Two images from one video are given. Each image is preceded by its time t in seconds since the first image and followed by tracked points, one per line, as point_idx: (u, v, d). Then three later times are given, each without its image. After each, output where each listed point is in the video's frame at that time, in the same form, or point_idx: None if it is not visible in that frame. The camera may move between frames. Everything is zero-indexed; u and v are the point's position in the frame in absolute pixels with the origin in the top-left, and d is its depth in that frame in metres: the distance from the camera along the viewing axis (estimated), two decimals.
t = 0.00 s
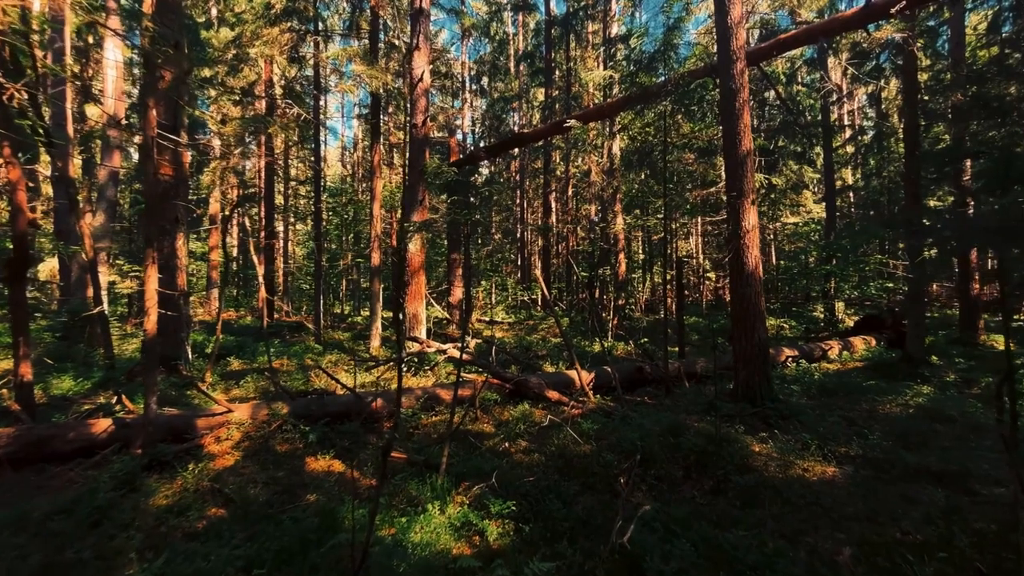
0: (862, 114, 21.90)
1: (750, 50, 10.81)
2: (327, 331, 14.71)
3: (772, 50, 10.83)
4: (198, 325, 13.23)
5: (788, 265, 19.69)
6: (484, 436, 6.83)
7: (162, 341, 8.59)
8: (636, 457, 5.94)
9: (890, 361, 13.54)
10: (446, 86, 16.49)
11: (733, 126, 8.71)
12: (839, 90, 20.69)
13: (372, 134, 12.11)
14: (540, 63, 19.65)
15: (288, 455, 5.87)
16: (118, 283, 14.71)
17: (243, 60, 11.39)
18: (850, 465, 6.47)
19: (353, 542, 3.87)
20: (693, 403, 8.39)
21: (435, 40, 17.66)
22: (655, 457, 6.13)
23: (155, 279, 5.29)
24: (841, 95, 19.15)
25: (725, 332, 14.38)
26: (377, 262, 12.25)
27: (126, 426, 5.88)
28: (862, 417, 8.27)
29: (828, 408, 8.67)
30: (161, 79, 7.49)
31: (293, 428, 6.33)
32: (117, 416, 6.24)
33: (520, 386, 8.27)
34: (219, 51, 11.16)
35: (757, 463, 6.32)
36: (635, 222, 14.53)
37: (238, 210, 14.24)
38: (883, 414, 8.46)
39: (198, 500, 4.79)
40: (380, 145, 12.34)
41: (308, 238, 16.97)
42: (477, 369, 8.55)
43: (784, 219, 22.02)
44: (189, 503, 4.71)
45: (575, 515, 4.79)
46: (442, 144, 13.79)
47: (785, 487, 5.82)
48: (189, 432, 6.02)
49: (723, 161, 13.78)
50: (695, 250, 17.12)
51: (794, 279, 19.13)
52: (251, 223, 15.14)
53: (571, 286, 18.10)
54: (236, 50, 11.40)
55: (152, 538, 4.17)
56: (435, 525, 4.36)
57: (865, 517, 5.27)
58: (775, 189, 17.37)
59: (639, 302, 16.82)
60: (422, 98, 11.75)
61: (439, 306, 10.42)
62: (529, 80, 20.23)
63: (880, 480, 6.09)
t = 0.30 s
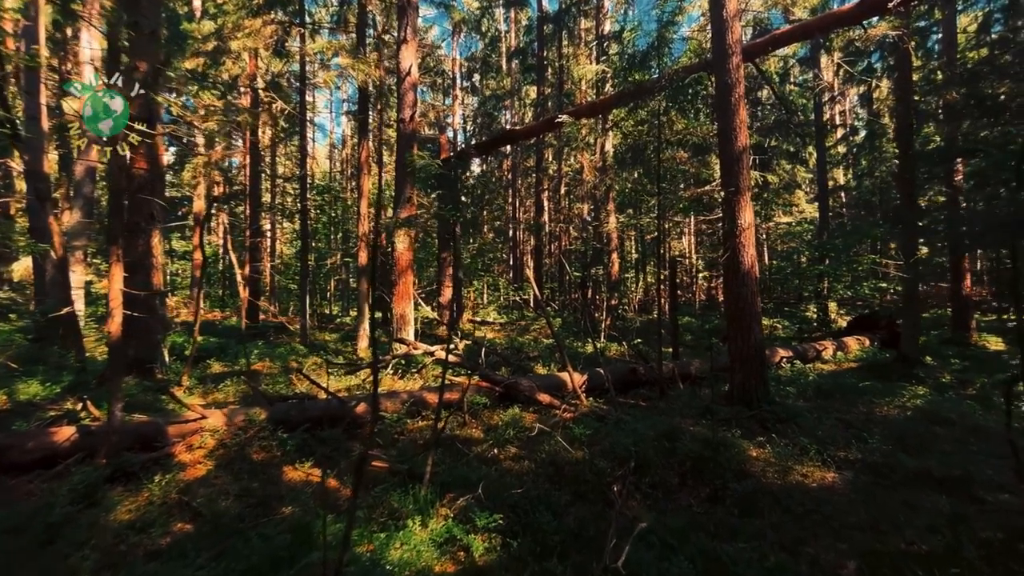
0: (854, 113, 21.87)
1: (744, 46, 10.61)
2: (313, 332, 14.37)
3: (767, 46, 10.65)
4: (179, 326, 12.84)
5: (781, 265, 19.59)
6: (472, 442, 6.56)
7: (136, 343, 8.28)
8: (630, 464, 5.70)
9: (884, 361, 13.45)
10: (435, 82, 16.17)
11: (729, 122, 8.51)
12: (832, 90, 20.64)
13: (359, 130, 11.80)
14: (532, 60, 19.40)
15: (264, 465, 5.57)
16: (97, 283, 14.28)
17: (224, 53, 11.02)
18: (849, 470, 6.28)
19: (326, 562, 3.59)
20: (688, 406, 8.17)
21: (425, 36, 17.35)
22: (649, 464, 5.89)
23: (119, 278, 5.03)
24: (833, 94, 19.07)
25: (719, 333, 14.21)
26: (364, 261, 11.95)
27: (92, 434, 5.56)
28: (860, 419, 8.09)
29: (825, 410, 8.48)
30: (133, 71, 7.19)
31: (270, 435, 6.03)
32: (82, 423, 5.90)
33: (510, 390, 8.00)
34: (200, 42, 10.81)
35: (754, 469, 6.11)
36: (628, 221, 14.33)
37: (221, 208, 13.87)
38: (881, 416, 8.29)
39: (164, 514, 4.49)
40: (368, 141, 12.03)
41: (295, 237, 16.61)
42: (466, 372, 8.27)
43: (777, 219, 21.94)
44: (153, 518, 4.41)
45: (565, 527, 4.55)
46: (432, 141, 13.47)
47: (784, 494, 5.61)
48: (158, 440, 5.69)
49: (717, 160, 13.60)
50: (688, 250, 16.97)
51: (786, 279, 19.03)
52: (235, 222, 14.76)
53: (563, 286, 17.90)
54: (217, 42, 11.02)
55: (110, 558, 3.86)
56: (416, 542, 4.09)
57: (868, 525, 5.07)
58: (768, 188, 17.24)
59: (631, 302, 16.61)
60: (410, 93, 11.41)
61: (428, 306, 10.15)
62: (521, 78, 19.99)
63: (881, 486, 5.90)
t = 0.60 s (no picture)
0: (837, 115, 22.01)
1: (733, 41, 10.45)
2: (292, 333, 13.91)
3: (754, 42, 10.53)
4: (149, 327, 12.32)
5: (767, 264, 19.60)
6: (454, 448, 6.25)
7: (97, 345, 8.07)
8: (618, 471, 5.45)
9: (870, 361, 13.42)
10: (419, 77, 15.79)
11: (718, 116, 8.32)
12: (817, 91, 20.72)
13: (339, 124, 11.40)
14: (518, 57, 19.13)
15: (228, 475, 5.20)
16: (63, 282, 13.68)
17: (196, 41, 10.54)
18: (842, 473, 6.11)
19: None
20: (677, 408, 7.95)
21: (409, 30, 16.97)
22: (638, 470, 5.64)
23: (65, 275, 4.66)
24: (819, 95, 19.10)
25: (706, 333, 14.07)
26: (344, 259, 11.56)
27: (38, 444, 5.17)
28: (850, 420, 7.95)
29: (815, 411, 8.32)
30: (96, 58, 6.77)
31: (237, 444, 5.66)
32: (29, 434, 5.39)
33: (494, 392, 7.70)
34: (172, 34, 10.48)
35: (746, 473, 5.89)
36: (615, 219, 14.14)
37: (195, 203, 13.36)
38: (871, 417, 8.16)
39: (112, 532, 4.13)
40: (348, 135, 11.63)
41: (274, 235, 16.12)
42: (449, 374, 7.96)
43: (763, 219, 21.97)
44: (100, 537, 4.05)
45: (550, 541, 4.28)
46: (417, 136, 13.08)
47: (777, 500, 5.40)
48: (113, 450, 5.32)
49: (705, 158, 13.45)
50: (675, 249, 16.87)
51: (772, 278, 19.03)
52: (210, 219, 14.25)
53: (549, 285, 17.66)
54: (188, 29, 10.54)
55: None
56: (389, 561, 3.78)
57: (863, 532, 4.88)
58: (755, 187, 17.19)
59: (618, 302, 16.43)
60: (392, 85, 11.05)
61: (409, 306, 9.82)
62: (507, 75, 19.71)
63: (875, 489, 5.73)
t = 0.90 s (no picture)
0: (816, 117, 22.23)
1: (719, 37, 10.27)
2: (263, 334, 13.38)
3: (739, 39, 10.40)
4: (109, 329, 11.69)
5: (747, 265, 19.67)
6: (430, 458, 5.92)
7: (43, 349, 7.77)
8: (603, 481, 5.19)
9: (849, 361, 13.47)
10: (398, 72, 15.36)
11: (703, 113, 8.13)
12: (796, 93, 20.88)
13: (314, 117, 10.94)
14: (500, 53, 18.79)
15: (181, 491, 4.80)
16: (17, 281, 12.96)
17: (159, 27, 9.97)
18: (830, 479, 5.95)
19: None
20: (662, 412, 7.75)
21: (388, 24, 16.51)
22: (623, 479, 5.39)
23: None
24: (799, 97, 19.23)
25: (688, 333, 13.96)
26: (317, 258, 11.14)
27: None
28: (835, 421, 7.85)
29: (799, 413, 8.20)
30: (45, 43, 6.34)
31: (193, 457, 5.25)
32: None
33: (473, 397, 7.38)
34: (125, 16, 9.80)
35: (734, 480, 5.69)
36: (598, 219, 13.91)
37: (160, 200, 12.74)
38: (855, 419, 8.06)
39: (42, 562, 3.71)
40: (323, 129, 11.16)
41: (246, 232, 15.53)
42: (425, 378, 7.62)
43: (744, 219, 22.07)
44: (27, 569, 3.63)
45: (529, 561, 3.99)
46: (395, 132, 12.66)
47: (766, 509, 5.20)
48: (51, 467, 4.85)
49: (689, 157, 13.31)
50: (658, 249, 16.75)
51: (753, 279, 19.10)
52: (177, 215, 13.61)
53: (531, 285, 17.40)
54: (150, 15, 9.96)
55: None
56: None
57: (855, 542, 4.71)
58: (737, 188, 17.18)
59: (600, 303, 16.28)
60: (367, 76, 10.59)
61: (385, 307, 9.42)
62: (489, 71, 19.38)
63: (864, 496, 5.58)
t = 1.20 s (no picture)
0: (787, 121, 22.56)
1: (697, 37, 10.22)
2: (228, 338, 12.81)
3: (717, 39, 10.37)
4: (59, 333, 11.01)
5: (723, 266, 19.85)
6: (399, 469, 5.63)
7: None
8: (581, 491, 4.99)
9: (822, 361, 13.63)
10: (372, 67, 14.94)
11: (682, 112, 8.01)
12: (770, 97, 21.16)
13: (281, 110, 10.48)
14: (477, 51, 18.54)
15: (125, 512, 4.42)
16: None
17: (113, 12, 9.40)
18: (809, 483, 5.85)
19: None
20: (641, 416, 7.60)
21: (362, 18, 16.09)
22: (601, 488, 5.20)
23: None
24: (772, 101, 19.49)
25: (666, 335, 13.91)
26: (285, 257, 10.69)
27: None
28: (811, 423, 7.80)
29: (777, 415, 8.14)
30: None
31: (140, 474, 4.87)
32: None
33: (447, 403, 7.10)
34: None
35: (714, 486, 5.55)
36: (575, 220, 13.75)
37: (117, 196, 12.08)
38: (832, 420, 8.04)
39: None
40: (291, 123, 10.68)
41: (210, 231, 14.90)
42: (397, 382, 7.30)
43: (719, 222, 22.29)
44: None
45: None
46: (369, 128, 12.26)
47: (747, 516, 5.07)
48: None
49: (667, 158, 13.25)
50: (635, 250, 16.69)
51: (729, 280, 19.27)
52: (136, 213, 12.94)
53: (508, 286, 17.14)
54: None
55: None
56: None
57: (836, 548, 4.60)
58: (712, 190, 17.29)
59: (578, 304, 16.15)
60: (337, 68, 10.17)
61: (356, 309, 9.06)
62: (465, 69, 19.08)
63: (844, 500, 5.50)
